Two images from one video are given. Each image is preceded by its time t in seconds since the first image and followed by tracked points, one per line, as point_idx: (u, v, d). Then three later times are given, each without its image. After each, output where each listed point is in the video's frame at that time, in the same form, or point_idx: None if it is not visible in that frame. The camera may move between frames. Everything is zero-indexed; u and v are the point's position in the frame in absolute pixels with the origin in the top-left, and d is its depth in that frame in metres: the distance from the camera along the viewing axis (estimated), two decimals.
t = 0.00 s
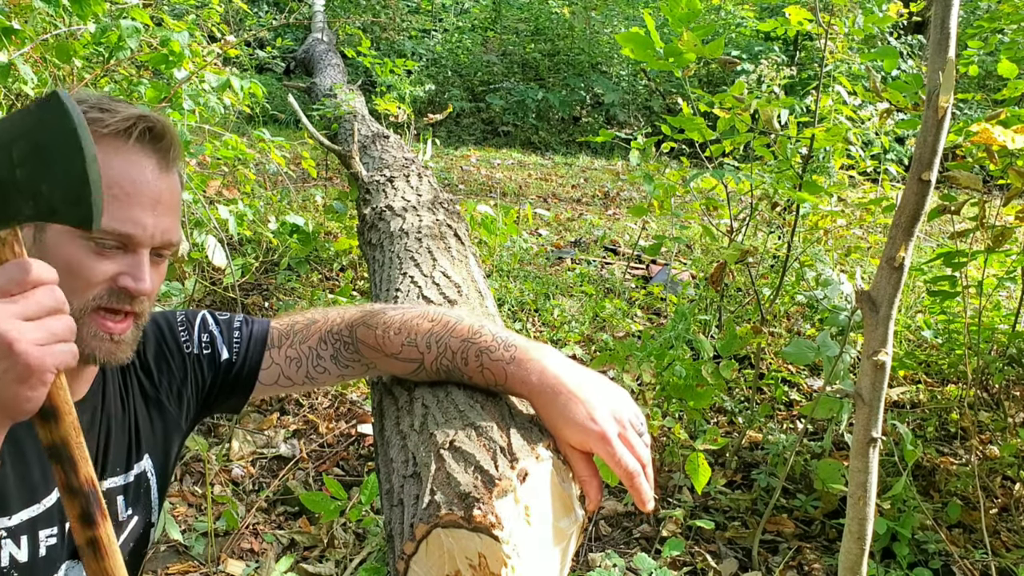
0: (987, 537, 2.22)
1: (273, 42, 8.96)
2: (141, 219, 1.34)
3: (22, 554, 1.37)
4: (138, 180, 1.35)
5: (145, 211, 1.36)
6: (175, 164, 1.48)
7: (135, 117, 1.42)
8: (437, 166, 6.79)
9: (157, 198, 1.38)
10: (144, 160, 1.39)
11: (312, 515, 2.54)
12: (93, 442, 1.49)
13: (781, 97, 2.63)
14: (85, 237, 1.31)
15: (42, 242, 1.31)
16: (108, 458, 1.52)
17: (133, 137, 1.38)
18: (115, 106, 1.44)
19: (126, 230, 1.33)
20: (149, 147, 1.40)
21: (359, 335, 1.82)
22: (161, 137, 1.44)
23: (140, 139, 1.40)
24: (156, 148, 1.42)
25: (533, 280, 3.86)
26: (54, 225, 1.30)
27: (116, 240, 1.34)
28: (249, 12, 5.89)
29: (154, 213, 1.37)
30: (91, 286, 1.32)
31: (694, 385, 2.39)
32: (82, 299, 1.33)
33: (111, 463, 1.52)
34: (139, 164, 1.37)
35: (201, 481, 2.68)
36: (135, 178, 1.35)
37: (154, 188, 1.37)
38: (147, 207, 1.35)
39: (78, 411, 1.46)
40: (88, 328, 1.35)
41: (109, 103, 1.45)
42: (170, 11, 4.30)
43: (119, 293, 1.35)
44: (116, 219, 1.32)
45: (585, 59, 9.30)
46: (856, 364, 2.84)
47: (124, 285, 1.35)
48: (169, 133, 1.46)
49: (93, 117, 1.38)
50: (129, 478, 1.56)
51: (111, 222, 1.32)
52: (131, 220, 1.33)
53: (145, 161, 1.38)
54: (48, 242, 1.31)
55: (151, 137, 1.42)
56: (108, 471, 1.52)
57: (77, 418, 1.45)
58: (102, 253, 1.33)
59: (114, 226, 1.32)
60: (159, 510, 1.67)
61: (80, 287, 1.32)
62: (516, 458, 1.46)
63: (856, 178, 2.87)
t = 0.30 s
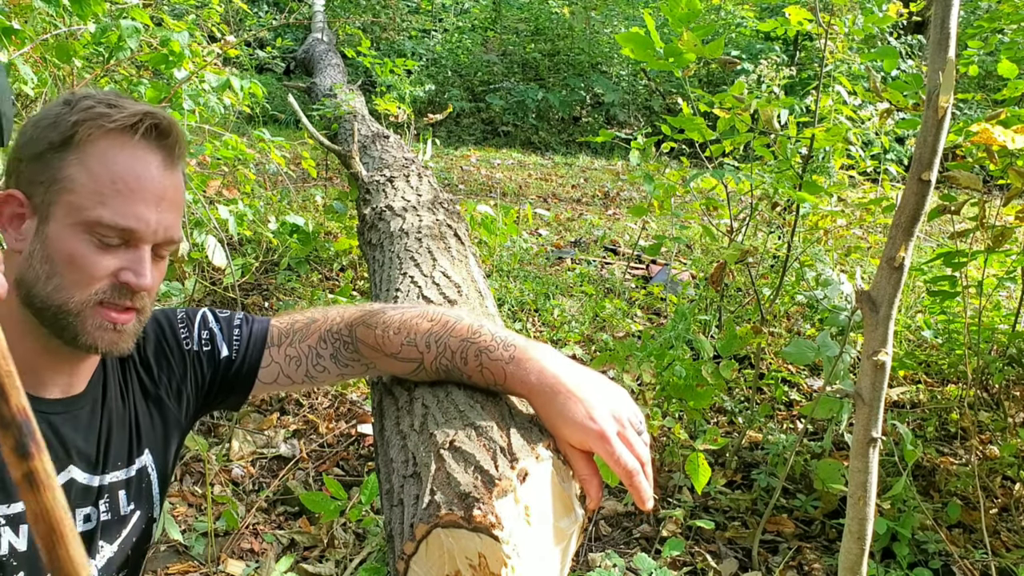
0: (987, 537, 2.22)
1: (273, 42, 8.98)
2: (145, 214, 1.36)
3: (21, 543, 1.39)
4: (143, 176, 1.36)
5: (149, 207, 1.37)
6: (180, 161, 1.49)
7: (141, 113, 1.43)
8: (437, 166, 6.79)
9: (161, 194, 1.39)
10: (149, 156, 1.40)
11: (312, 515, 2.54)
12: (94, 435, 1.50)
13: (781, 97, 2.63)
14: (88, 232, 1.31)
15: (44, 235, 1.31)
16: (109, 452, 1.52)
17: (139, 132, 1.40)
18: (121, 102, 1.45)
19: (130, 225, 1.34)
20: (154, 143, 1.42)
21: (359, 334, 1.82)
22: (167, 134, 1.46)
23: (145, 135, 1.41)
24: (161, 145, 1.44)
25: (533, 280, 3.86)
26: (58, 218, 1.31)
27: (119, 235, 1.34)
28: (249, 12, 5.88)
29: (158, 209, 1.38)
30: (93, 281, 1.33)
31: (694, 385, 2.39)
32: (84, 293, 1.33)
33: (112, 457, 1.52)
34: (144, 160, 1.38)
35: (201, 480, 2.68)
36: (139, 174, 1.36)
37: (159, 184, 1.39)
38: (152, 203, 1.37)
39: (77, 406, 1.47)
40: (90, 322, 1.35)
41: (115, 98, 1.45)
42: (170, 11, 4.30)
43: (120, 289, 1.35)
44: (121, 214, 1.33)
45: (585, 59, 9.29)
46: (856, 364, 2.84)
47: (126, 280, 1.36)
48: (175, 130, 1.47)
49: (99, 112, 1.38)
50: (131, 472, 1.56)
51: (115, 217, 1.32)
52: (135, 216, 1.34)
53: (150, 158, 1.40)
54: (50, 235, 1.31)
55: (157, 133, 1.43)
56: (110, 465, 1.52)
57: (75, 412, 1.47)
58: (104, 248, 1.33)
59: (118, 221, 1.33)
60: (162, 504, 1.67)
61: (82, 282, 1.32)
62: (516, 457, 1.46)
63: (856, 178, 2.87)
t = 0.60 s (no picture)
0: (987, 537, 2.22)
1: (273, 42, 8.99)
2: (136, 214, 1.36)
3: (16, 549, 1.38)
4: (134, 176, 1.37)
5: (141, 207, 1.37)
6: (171, 161, 1.50)
7: (132, 113, 1.43)
8: (437, 166, 6.79)
9: (152, 194, 1.40)
10: (141, 156, 1.41)
11: (312, 515, 2.54)
12: (92, 436, 1.50)
13: (781, 97, 2.63)
14: (80, 232, 1.31)
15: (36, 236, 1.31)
16: (108, 453, 1.51)
17: (130, 132, 1.40)
18: (113, 102, 1.45)
19: (122, 224, 1.34)
20: (145, 143, 1.42)
21: (358, 334, 1.82)
22: (158, 134, 1.46)
23: (136, 134, 1.41)
24: (152, 145, 1.44)
25: (533, 280, 3.86)
26: (50, 218, 1.30)
27: (111, 234, 1.34)
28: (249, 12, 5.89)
29: (150, 208, 1.39)
30: (84, 282, 1.32)
31: (694, 385, 2.39)
32: (76, 293, 1.32)
33: (111, 457, 1.52)
34: (135, 160, 1.39)
35: (201, 481, 2.68)
36: (131, 174, 1.37)
37: (150, 184, 1.39)
38: (143, 202, 1.37)
39: (74, 408, 1.46)
40: (82, 324, 1.34)
41: (107, 98, 1.46)
42: (170, 11, 4.29)
43: (113, 289, 1.35)
44: (113, 214, 1.33)
45: (585, 59, 9.29)
46: (856, 364, 2.83)
47: (118, 280, 1.35)
48: (167, 130, 1.48)
49: (91, 112, 1.38)
50: (130, 472, 1.55)
51: (106, 217, 1.32)
52: (127, 215, 1.35)
53: (142, 157, 1.40)
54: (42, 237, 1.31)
55: (148, 133, 1.44)
56: (109, 465, 1.51)
57: (72, 416, 1.46)
58: (96, 247, 1.33)
59: (109, 220, 1.33)
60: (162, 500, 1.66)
61: (74, 282, 1.32)
62: (517, 458, 1.46)
63: (856, 178, 2.87)
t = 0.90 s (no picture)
0: (987, 537, 2.22)
1: (273, 42, 9.01)
2: (125, 206, 1.35)
3: (11, 550, 1.37)
4: (122, 169, 1.36)
5: (130, 199, 1.37)
6: (158, 154, 1.49)
7: (115, 105, 1.42)
8: (437, 166, 6.80)
9: (141, 186, 1.40)
10: (127, 148, 1.40)
11: (312, 515, 2.54)
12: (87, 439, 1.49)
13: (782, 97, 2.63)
14: (70, 227, 1.31)
15: (28, 236, 1.32)
16: (104, 455, 1.52)
17: (115, 124, 1.39)
18: (96, 97, 1.44)
19: (111, 217, 1.34)
20: (131, 136, 1.42)
21: (358, 334, 1.81)
22: (143, 126, 1.46)
23: (121, 127, 1.41)
24: (137, 137, 1.44)
25: (534, 280, 3.86)
26: (40, 217, 1.30)
27: (101, 228, 1.34)
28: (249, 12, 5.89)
29: (138, 200, 1.38)
30: (76, 279, 1.32)
31: (694, 385, 2.39)
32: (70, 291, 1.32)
33: (106, 460, 1.51)
34: (121, 152, 1.38)
35: (201, 480, 2.68)
36: (118, 166, 1.36)
37: (137, 175, 1.38)
38: (131, 194, 1.36)
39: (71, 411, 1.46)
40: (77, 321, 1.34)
41: (90, 93, 1.45)
42: (170, 11, 4.30)
43: (106, 284, 1.34)
44: (101, 208, 1.33)
45: (585, 59, 9.29)
46: (856, 365, 2.84)
47: (111, 275, 1.34)
48: (151, 121, 1.47)
49: (74, 107, 1.37)
50: (125, 474, 1.55)
51: (94, 211, 1.32)
52: (116, 208, 1.34)
53: (128, 150, 1.40)
54: (34, 235, 1.31)
55: (133, 125, 1.43)
56: (104, 467, 1.51)
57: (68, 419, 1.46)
58: (87, 243, 1.33)
59: (98, 214, 1.32)
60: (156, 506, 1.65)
61: (67, 280, 1.31)
62: (516, 457, 1.46)
63: (856, 178, 2.87)
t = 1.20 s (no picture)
0: (987, 537, 2.22)
1: (274, 43, 9.02)
2: (124, 200, 1.35)
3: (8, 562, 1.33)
4: (119, 162, 1.37)
5: (128, 192, 1.36)
6: (152, 149, 1.50)
7: (109, 102, 1.43)
8: (437, 166, 6.80)
9: (138, 179, 1.40)
10: (123, 144, 1.41)
11: (312, 515, 2.54)
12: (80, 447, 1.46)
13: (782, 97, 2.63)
14: (69, 223, 1.31)
15: (27, 233, 1.31)
16: (99, 461, 1.50)
17: (109, 120, 1.40)
18: (88, 95, 1.45)
19: (110, 211, 1.33)
20: (126, 131, 1.43)
21: (359, 335, 1.81)
22: (137, 122, 1.46)
23: (116, 123, 1.41)
24: (132, 132, 1.44)
25: (534, 280, 3.87)
26: (38, 213, 1.30)
27: (100, 222, 1.33)
28: (250, 12, 5.90)
29: (136, 194, 1.38)
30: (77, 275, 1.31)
31: (694, 385, 2.39)
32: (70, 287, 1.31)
33: (104, 466, 1.51)
34: (116, 146, 1.39)
35: (201, 480, 2.68)
36: (115, 160, 1.36)
37: (134, 169, 1.39)
38: (130, 187, 1.36)
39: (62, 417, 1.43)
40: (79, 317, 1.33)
41: (83, 92, 1.46)
42: (170, 11, 4.30)
43: (108, 278, 1.34)
44: (101, 202, 1.33)
45: (585, 59, 9.29)
46: (856, 365, 2.84)
47: (113, 269, 1.34)
48: (145, 117, 1.48)
49: (68, 104, 1.38)
50: (127, 480, 1.56)
51: (93, 204, 1.32)
52: (115, 201, 1.34)
53: (124, 145, 1.40)
54: (32, 232, 1.30)
55: (127, 121, 1.44)
56: (101, 474, 1.50)
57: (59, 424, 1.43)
58: (86, 238, 1.32)
59: (97, 207, 1.32)
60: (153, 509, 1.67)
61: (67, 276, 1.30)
62: (517, 458, 1.46)
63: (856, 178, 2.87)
